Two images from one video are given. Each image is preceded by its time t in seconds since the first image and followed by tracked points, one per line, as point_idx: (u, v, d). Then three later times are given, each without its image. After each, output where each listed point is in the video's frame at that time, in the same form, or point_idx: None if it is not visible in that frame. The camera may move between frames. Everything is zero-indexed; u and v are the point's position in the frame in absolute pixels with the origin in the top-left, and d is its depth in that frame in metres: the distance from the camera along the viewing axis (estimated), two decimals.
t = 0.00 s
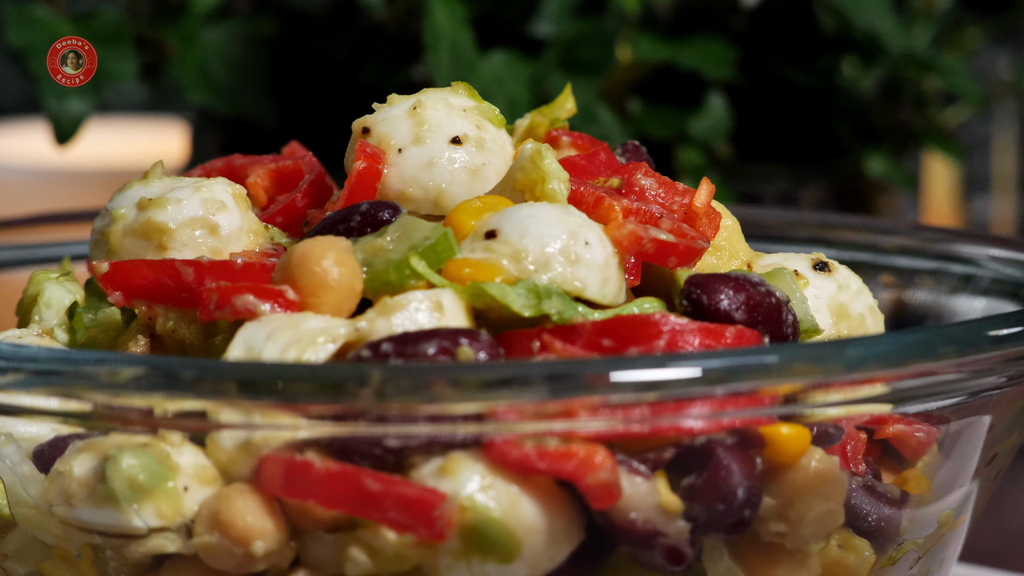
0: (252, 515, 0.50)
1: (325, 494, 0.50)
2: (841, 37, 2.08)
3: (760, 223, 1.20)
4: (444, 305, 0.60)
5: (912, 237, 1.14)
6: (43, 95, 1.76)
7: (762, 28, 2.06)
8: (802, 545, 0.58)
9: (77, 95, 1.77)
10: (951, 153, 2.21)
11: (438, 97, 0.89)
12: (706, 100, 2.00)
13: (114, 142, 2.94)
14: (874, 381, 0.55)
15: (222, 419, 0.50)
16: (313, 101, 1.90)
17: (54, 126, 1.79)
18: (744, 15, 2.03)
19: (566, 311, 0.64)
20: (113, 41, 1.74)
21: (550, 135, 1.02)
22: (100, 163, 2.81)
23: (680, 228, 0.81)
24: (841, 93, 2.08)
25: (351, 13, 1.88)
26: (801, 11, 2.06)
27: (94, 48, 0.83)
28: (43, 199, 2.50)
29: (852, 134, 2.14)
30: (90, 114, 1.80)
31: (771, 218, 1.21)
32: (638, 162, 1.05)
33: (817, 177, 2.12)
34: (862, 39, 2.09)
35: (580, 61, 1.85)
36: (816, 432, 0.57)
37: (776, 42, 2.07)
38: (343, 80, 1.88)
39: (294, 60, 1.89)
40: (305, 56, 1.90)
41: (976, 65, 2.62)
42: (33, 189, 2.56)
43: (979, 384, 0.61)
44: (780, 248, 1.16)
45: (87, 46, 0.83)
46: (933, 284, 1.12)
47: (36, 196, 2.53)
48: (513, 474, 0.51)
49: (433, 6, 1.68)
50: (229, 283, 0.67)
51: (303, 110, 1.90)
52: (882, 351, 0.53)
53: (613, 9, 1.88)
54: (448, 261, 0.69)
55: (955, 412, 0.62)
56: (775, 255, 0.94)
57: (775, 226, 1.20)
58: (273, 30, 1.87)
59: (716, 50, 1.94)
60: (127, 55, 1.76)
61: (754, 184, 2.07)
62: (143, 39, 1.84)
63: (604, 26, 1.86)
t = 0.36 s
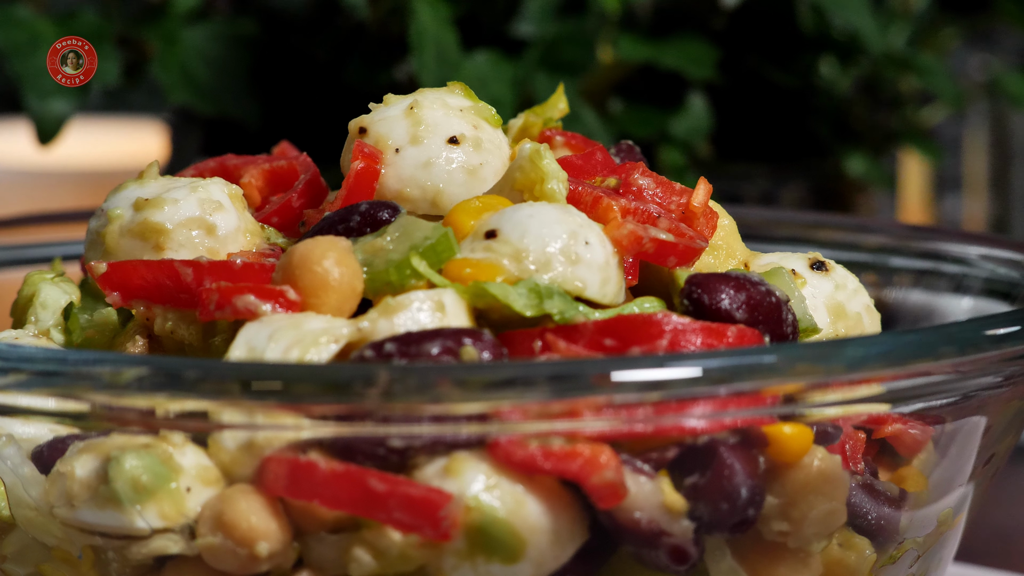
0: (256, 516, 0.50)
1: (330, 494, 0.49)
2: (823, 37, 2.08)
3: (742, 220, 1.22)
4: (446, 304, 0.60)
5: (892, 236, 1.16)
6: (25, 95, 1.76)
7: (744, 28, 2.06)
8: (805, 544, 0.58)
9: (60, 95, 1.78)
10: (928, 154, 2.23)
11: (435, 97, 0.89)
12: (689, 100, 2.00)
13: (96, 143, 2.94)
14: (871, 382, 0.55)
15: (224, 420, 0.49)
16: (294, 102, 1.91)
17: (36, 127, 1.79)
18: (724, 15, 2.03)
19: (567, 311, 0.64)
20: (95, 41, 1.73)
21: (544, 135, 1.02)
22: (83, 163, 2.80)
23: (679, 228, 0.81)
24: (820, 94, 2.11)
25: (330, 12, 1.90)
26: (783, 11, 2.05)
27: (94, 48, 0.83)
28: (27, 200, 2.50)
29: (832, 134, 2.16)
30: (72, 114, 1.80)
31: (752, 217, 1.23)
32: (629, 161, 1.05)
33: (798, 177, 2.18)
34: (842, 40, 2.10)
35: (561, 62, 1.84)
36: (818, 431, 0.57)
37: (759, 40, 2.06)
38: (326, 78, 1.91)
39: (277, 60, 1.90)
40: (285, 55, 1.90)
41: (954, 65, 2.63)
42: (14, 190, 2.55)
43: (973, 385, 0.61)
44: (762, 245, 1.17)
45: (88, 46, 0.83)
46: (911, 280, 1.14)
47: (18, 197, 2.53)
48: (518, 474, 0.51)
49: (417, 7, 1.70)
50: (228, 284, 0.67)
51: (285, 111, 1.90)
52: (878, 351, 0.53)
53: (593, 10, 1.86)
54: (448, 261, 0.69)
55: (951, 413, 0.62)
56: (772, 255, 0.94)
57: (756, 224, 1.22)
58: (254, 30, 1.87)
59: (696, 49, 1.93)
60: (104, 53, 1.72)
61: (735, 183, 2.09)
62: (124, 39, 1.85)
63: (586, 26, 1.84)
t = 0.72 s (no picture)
0: (257, 516, 0.50)
1: (333, 494, 0.49)
2: (799, 36, 2.09)
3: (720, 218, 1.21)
4: (445, 304, 0.60)
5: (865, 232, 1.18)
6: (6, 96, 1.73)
7: (722, 27, 2.07)
8: (804, 543, 0.58)
9: (41, 95, 1.76)
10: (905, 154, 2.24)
11: (429, 96, 0.89)
12: (667, 99, 1.97)
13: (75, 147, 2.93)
14: (865, 382, 0.55)
15: (224, 419, 0.49)
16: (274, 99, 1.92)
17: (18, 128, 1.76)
18: (703, 14, 2.02)
19: (566, 310, 0.64)
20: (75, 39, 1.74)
21: (535, 134, 1.02)
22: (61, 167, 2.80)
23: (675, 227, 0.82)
24: (799, 93, 2.11)
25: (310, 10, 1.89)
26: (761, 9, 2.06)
27: (94, 48, 0.82)
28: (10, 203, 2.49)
29: (812, 133, 2.17)
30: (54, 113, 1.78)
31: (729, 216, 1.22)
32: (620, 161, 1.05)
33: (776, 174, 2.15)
34: (819, 39, 2.10)
35: (540, 61, 1.83)
36: (819, 431, 0.57)
37: (737, 39, 2.07)
38: (314, 79, 1.90)
39: (255, 59, 1.91)
40: (265, 54, 1.91)
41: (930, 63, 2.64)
42: None
43: (966, 385, 0.61)
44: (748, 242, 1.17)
45: (88, 45, 0.82)
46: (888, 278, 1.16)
47: None
48: (520, 473, 0.51)
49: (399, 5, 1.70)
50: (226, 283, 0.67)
51: (264, 109, 1.91)
52: (873, 351, 0.53)
53: (572, 9, 1.85)
54: (446, 261, 0.69)
55: (945, 413, 0.62)
56: (767, 254, 0.94)
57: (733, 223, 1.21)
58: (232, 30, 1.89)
59: (678, 50, 1.92)
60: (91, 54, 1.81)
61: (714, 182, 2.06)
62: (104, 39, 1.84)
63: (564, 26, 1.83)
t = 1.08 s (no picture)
0: (258, 516, 0.50)
1: (334, 494, 0.49)
2: (773, 36, 2.08)
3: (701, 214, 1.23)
4: (443, 304, 0.60)
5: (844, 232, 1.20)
6: None
7: (699, 26, 2.05)
8: (802, 543, 0.59)
9: (19, 95, 1.73)
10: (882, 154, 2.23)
11: (423, 96, 0.89)
12: (644, 98, 1.99)
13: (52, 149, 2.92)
14: (859, 382, 0.55)
15: (223, 420, 0.49)
16: (255, 99, 1.90)
17: None
18: (679, 14, 2.01)
19: (563, 310, 0.64)
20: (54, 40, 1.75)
21: (525, 134, 1.02)
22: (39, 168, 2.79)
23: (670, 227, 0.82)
24: (775, 93, 2.09)
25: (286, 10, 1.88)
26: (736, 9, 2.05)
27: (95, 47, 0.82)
28: None
29: (786, 132, 2.15)
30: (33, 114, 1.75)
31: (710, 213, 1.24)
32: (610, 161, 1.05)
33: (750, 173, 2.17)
34: (793, 39, 2.09)
35: (517, 61, 1.82)
36: (819, 430, 0.58)
37: (713, 39, 2.06)
38: (291, 79, 1.89)
39: (235, 60, 1.90)
40: (242, 56, 1.90)
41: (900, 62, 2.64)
42: None
43: (959, 385, 0.61)
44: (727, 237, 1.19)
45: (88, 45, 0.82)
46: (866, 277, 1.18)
47: None
48: (521, 473, 0.51)
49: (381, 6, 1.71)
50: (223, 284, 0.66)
51: (244, 112, 1.90)
52: (866, 351, 0.53)
53: (549, 8, 1.84)
54: (444, 261, 0.69)
55: (937, 415, 0.63)
56: (760, 254, 0.94)
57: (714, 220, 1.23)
58: (210, 29, 1.87)
59: (655, 49, 1.92)
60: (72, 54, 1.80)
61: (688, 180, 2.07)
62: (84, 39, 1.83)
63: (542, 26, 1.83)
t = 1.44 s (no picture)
0: (259, 518, 0.50)
1: (335, 496, 0.49)
2: (748, 36, 2.08)
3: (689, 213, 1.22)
4: (441, 305, 0.59)
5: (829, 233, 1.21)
6: None
7: (677, 26, 2.07)
8: (801, 543, 0.60)
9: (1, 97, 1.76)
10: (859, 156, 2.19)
11: (415, 97, 0.89)
12: (622, 99, 1.98)
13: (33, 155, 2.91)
14: (853, 383, 0.55)
15: (221, 422, 0.49)
16: (233, 102, 1.91)
17: None
18: (657, 14, 2.03)
19: (561, 310, 0.64)
20: (35, 42, 1.77)
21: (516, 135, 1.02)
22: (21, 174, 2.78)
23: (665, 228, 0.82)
24: (752, 93, 2.07)
25: (266, 10, 1.86)
26: (712, 11, 2.05)
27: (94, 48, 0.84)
28: None
29: (763, 131, 2.12)
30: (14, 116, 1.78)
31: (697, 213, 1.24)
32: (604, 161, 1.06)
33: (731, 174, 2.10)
34: (767, 39, 2.08)
35: (496, 61, 1.84)
36: (816, 430, 0.58)
37: (692, 39, 2.07)
38: (270, 80, 1.88)
39: (214, 62, 1.90)
40: (219, 56, 1.90)
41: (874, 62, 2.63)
42: None
43: (951, 386, 0.61)
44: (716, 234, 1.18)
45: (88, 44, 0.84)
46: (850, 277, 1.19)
47: None
48: (522, 475, 0.51)
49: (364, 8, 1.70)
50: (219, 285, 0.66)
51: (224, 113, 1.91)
52: (860, 353, 0.53)
53: (527, 10, 1.85)
54: (441, 261, 0.69)
55: (932, 417, 0.63)
56: (754, 254, 0.94)
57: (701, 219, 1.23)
58: (188, 31, 1.88)
59: (630, 49, 1.92)
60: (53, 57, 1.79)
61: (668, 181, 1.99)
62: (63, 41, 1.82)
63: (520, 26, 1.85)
